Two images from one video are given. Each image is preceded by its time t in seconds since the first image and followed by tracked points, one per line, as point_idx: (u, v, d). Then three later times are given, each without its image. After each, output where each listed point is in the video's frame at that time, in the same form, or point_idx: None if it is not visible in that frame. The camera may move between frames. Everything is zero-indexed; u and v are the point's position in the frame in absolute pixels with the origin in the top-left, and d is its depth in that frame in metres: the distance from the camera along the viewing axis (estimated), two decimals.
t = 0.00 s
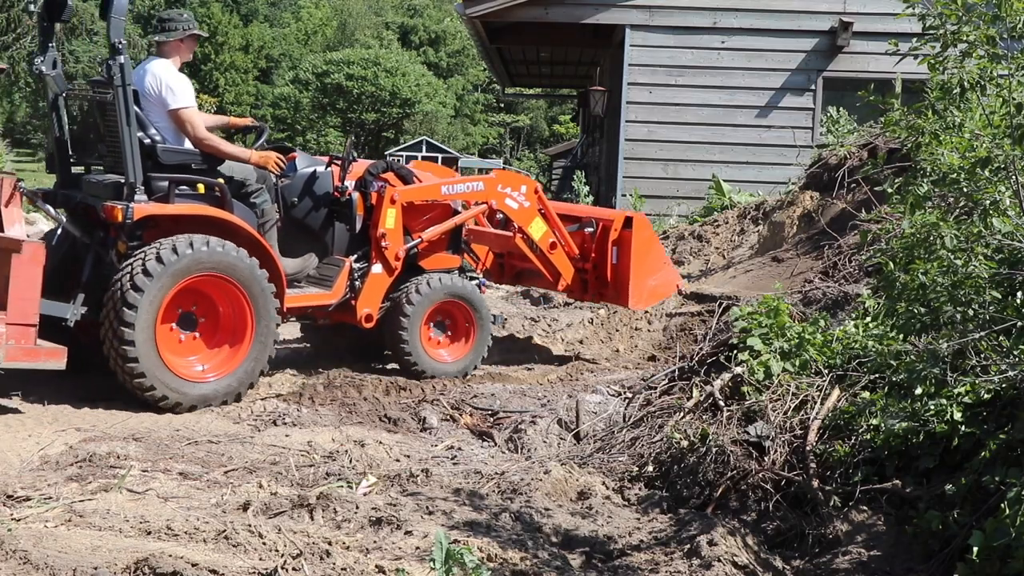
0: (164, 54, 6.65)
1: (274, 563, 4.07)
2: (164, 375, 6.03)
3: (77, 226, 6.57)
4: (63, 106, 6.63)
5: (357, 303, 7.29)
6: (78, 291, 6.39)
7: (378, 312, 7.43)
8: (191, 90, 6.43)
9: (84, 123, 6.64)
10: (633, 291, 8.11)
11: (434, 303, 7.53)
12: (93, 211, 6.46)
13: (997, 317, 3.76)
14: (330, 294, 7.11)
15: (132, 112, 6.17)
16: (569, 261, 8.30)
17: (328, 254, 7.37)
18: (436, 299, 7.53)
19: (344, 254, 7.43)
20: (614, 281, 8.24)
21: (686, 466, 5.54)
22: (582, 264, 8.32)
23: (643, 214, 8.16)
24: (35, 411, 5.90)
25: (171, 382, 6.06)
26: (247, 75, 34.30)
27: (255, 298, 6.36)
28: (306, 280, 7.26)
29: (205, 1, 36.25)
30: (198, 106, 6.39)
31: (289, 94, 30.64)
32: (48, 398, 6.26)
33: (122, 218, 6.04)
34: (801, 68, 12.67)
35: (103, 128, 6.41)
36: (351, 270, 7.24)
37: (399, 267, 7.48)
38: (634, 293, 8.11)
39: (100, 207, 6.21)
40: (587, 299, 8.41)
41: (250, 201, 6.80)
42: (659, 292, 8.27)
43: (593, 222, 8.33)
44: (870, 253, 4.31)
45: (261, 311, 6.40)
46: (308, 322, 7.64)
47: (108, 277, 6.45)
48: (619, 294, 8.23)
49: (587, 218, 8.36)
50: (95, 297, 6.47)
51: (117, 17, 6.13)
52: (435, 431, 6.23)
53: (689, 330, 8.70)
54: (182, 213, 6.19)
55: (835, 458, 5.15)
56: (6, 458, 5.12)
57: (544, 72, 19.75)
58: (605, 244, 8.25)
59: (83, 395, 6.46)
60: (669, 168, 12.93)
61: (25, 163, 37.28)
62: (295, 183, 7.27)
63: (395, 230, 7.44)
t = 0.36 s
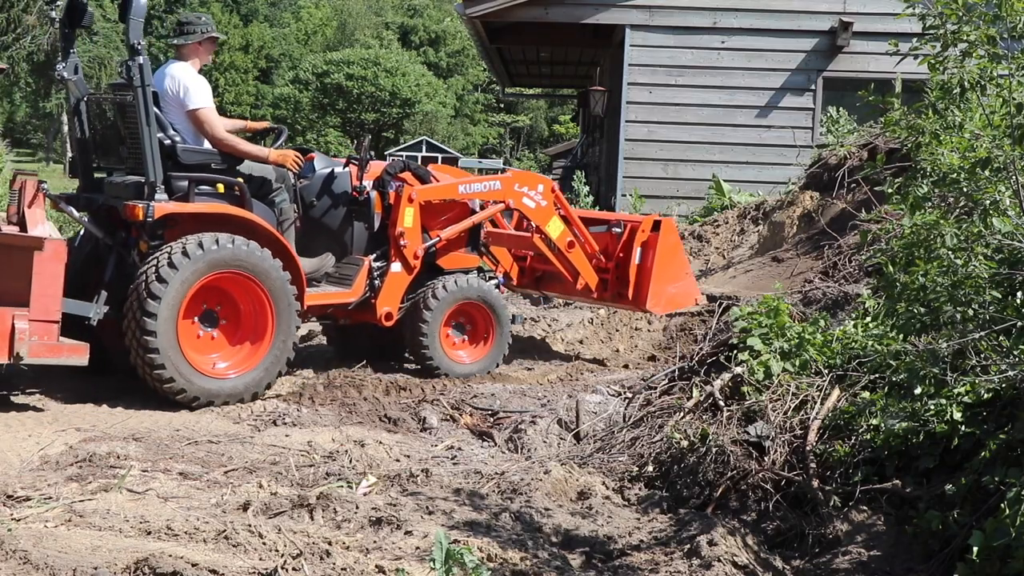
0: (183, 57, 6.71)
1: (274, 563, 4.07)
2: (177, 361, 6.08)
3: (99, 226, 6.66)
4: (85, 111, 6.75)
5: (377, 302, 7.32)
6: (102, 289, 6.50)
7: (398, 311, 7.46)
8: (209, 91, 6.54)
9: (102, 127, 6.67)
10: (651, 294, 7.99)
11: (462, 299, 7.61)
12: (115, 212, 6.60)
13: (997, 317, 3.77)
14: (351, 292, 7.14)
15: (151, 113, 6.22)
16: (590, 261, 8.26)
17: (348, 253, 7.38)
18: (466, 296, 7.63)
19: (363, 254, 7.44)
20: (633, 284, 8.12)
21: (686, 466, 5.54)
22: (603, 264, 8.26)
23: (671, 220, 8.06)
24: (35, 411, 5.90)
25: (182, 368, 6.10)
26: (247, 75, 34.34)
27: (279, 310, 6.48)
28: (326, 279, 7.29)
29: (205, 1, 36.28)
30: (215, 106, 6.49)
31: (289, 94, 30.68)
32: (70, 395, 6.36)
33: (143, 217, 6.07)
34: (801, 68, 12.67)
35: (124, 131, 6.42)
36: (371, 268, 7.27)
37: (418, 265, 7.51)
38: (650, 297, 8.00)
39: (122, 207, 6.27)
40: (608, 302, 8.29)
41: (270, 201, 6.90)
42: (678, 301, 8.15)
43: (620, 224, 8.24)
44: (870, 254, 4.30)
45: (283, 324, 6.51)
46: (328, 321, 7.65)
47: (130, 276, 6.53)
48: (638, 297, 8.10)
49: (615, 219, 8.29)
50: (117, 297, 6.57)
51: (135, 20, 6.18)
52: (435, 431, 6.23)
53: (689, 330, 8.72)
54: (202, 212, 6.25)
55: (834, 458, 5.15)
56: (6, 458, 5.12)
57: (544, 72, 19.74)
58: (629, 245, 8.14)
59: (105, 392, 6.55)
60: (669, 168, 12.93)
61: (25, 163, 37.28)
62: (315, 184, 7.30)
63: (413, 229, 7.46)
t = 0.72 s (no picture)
0: (193, 59, 6.72)
1: (274, 563, 4.07)
2: (182, 356, 6.08)
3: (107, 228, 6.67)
4: (93, 113, 6.76)
5: (383, 302, 7.35)
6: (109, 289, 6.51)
7: (405, 310, 7.47)
8: (217, 92, 6.54)
9: (110, 130, 6.71)
10: (659, 296, 7.95)
11: (474, 298, 7.63)
12: (122, 212, 6.59)
13: (996, 317, 3.76)
14: (357, 292, 7.15)
15: (158, 113, 6.25)
16: (597, 264, 8.22)
17: (354, 253, 7.38)
18: (478, 296, 7.65)
19: (369, 254, 7.45)
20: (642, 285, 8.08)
21: (686, 466, 5.54)
22: (610, 265, 8.21)
23: (679, 222, 8.07)
24: (36, 411, 5.89)
25: (187, 363, 6.09)
26: (247, 75, 34.37)
27: (287, 314, 6.49)
28: (331, 279, 7.32)
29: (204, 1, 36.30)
30: (224, 107, 6.48)
31: (289, 94, 30.70)
32: (78, 395, 6.38)
33: (150, 217, 6.09)
34: (801, 68, 12.67)
35: (131, 132, 6.45)
36: (378, 268, 7.28)
37: (423, 265, 7.51)
38: (660, 298, 7.96)
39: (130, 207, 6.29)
40: (614, 304, 8.26)
41: (279, 201, 6.88)
42: (684, 304, 8.12)
43: (629, 225, 8.18)
44: (870, 253, 4.30)
45: (290, 328, 6.51)
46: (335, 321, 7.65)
47: (139, 277, 6.55)
48: (645, 299, 8.06)
49: (623, 222, 8.24)
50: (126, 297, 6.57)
51: (140, 21, 6.26)
52: (435, 431, 6.23)
53: (689, 330, 8.72)
54: (209, 212, 6.27)
55: (834, 458, 5.15)
56: (6, 458, 5.12)
57: (544, 72, 19.74)
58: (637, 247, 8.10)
59: (114, 391, 6.56)
60: (669, 168, 12.93)
61: (25, 163, 37.26)
62: (321, 184, 7.25)
63: (420, 229, 7.48)
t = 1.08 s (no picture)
0: (193, 59, 6.72)
1: (274, 563, 4.07)
2: (182, 357, 6.08)
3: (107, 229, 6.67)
4: (91, 113, 6.77)
5: (383, 302, 7.35)
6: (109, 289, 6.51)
7: (405, 310, 7.48)
8: (217, 92, 6.53)
9: (110, 130, 6.73)
10: (655, 303, 8.06)
11: (474, 299, 7.63)
12: (121, 212, 6.58)
13: (996, 317, 3.76)
14: (357, 292, 7.16)
15: (157, 114, 6.25)
16: (595, 269, 8.31)
17: (354, 253, 7.39)
18: (479, 296, 7.65)
19: (369, 254, 7.45)
20: (639, 292, 8.18)
21: (686, 466, 5.54)
22: (608, 272, 8.31)
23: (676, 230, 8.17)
24: (35, 411, 5.89)
25: (187, 363, 6.10)
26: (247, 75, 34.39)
27: (286, 314, 6.49)
28: (331, 278, 7.32)
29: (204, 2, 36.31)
30: (224, 108, 6.48)
31: (289, 94, 30.70)
32: (79, 395, 6.38)
33: (150, 217, 6.09)
34: (801, 68, 12.67)
35: (131, 132, 6.46)
36: (377, 268, 7.29)
37: (423, 265, 7.52)
38: (655, 305, 8.08)
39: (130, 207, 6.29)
40: (611, 310, 8.36)
41: (279, 202, 6.89)
42: (681, 311, 8.23)
43: (627, 232, 8.30)
44: (870, 253, 4.30)
45: (289, 328, 6.52)
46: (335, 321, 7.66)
47: (138, 276, 6.54)
48: (641, 305, 8.16)
49: (621, 229, 8.37)
50: (125, 297, 6.53)
51: (140, 21, 6.26)
52: (435, 431, 6.23)
53: (689, 330, 8.72)
54: (209, 212, 6.27)
55: (834, 458, 5.15)
56: (6, 458, 5.12)
57: (544, 72, 19.74)
58: (635, 254, 8.21)
59: (114, 391, 6.56)
60: (669, 168, 12.93)
61: (25, 163, 37.28)
62: (320, 184, 7.21)
63: (420, 229, 7.48)
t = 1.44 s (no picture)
0: (190, 60, 6.72)
1: (274, 563, 4.07)
2: (182, 356, 6.08)
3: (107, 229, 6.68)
4: (91, 113, 6.78)
5: (383, 302, 7.34)
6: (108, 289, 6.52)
7: (405, 310, 7.47)
8: (215, 92, 6.54)
9: (110, 130, 6.74)
10: (651, 312, 8.06)
11: (474, 298, 7.63)
12: (121, 213, 6.58)
13: (996, 316, 3.77)
14: (357, 292, 7.16)
15: (157, 113, 6.25)
16: (592, 277, 8.26)
17: (354, 253, 7.40)
18: (479, 296, 7.65)
19: (369, 254, 7.46)
20: (636, 301, 8.16)
21: (686, 466, 5.54)
22: (605, 280, 8.27)
23: (675, 240, 8.18)
24: (35, 411, 5.89)
25: (187, 363, 6.09)
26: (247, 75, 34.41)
27: (286, 314, 6.49)
28: (331, 279, 7.30)
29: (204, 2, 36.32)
30: (222, 108, 6.49)
31: (289, 94, 30.70)
32: (79, 394, 6.39)
33: (150, 217, 6.09)
34: (801, 68, 12.67)
35: (130, 132, 6.46)
36: (377, 268, 7.29)
37: (423, 265, 7.50)
38: (653, 315, 8.08)
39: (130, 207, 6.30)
40: (607, 318, 8.31)
41: (279, 201, 6.89)
42: (678, 322, 8.22)
43: (624, 241, 8.26)
44: (870, 253, 4.29)
45: (290, 327, 6.52)
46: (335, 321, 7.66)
47: (138, 276, 6.56)
48: (638, 313, 8.13)
49: (619, 237, 8.33)
50: (125, 297, 6.59)
51: (140, 21, 6.26)
52: (435, 431, 6.23)
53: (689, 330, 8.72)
54: (209, 212, 6.27)
55: (834, 458, 5.15)
56: (6, 458, 5.12)
57: (544, 72, 19.74)
58: (632, 263, 8.17)
59: (114, 390, 6.57)
60: (669, 168, 12.93)
61: (25, 163, 37.31)
62: (320, 184, 7.25)
63: (420, 229, 7.47)
